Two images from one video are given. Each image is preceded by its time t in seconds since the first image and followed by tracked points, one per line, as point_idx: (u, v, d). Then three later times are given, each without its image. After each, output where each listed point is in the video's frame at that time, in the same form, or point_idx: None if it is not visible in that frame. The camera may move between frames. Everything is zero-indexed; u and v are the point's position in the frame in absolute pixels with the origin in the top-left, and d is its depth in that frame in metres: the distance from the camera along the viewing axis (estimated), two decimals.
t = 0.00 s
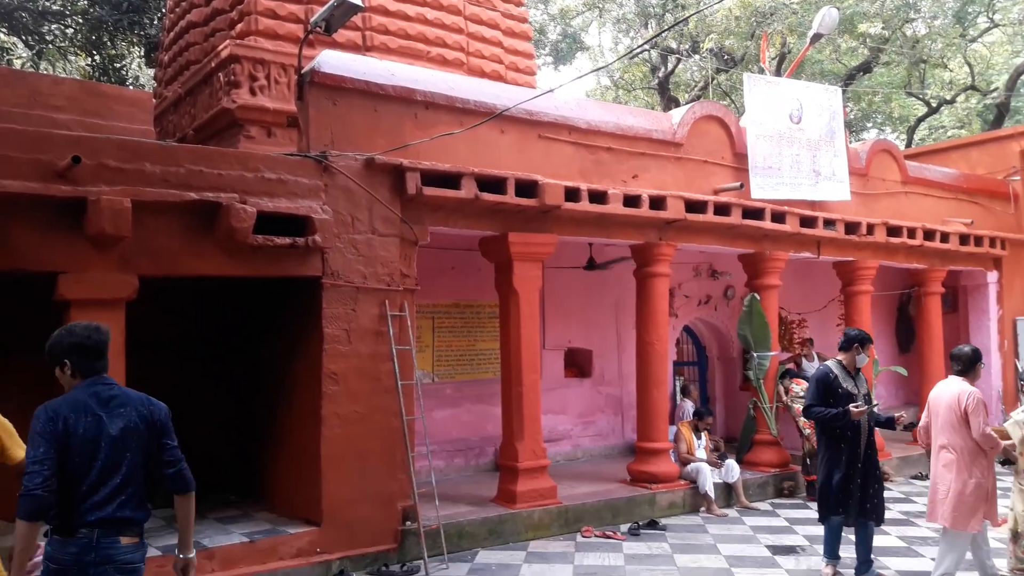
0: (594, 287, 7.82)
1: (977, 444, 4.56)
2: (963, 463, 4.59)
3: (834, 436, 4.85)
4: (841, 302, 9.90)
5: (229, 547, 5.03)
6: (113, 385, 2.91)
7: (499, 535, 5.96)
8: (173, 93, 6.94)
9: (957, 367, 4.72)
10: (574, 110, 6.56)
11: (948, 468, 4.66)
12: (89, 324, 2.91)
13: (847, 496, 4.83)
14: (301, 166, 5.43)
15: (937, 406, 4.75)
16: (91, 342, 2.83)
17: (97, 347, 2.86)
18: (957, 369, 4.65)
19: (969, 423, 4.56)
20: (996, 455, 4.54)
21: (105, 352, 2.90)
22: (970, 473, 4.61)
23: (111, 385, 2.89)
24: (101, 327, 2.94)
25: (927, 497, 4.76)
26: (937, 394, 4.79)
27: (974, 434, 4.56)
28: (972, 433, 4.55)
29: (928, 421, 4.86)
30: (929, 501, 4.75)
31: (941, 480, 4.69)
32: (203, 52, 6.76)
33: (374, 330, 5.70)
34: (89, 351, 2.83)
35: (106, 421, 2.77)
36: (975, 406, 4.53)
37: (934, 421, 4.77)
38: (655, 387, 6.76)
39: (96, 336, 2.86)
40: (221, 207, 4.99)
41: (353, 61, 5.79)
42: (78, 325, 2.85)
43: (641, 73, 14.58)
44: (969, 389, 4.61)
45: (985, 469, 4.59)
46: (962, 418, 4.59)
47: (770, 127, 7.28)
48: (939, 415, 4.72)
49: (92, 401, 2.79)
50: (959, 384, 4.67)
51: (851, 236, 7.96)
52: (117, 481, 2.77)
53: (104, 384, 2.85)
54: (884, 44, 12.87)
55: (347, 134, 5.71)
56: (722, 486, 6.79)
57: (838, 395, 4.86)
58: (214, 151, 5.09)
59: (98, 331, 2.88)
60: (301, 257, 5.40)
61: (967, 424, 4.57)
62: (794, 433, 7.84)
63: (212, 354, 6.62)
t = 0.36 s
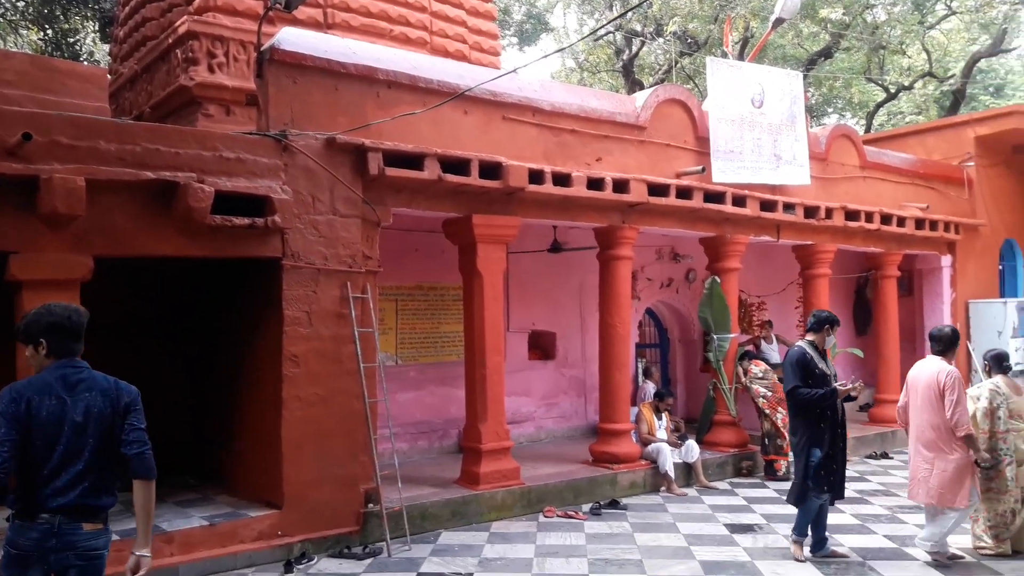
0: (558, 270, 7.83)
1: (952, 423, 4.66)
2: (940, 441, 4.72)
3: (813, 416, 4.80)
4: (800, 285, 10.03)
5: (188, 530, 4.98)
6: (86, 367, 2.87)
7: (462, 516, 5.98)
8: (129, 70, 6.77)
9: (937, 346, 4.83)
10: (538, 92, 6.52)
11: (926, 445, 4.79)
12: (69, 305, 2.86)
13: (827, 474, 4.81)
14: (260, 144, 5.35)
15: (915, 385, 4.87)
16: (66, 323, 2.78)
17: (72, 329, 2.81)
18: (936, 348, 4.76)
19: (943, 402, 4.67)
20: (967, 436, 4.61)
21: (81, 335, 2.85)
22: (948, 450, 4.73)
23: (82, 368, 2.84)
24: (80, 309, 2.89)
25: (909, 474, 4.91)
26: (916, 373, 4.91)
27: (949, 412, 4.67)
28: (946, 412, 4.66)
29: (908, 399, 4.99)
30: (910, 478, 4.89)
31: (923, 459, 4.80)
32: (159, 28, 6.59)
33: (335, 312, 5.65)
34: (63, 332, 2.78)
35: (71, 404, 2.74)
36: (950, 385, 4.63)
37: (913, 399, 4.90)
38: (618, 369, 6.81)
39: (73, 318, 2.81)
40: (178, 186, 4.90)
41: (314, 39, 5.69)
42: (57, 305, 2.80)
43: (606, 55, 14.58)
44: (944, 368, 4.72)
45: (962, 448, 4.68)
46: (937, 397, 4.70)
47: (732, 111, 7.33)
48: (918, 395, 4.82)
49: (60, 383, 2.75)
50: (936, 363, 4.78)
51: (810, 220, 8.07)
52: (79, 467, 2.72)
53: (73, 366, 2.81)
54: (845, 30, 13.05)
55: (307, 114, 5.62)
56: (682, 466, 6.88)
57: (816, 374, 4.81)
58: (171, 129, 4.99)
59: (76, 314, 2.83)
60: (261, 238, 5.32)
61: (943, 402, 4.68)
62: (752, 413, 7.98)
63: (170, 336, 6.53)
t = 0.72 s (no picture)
0: (512, 253, 7.82)
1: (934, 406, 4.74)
2: (922, 424, 4.78)
3: (782, 402, 4.79)
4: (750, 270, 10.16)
5: (133, 517, 4.88)
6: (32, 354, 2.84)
7: (415, 500, 5.95)
8: (71, 45, 6.56)
9: (913, 330, 4.87)
10: (493, 74, 6.46)
11: (907, 429, 4.84)
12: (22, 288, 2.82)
13: (795, 458, 4.84)
14: (207, 123, 5.21)
15: (894, 369, 4.92)
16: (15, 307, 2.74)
17: (22, 314, 2.77)
18: (912, 332, 4.86)
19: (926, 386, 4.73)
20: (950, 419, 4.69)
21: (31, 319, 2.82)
22: (931, 434, 4.78)
23: (26, 354, 2.81)
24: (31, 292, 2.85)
25: (886, 458, 4.95)
26: (893, 357, 4.95)
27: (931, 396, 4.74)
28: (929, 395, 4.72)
29: (882, 383, 5.04)
30: (889, 462, 4.93)
31: (906, 443, 4.84)
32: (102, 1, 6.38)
33: (284, 296, 5.56)
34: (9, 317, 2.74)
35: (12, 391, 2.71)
36: (933, 369, 4.70)
37: (891, 384, 4.94)
38: (572, 353, 6.84)
39: (23, 302, 2.77)
40: (121, 165, 4.75)
41: (263, 16, 5.55)
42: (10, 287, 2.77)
43: (562, 38, 14.56)
44: (926, 352, 4.79)
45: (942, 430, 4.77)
46: (920, 381, 4.76)
47: (686, 96, 7.36)
48: (899, 378, 4.87)
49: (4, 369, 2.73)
50: (916, 347, 4.84)
51: (761, 205, 8.17)
52: (19, 457, 2.70)
53: (16, 353, 2.78)
54: (797, 17, 13.23)
55: (257, 93, 5.48)
56: (634, 448, 6.95)
57: (782, 359, 4.84)
58: (114, 106, 4.84)
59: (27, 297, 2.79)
60: (208, 220, 5.21)
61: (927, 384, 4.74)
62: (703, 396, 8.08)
63: (115, 320, 6.36)
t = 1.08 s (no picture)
0: (457, 239, 7.82)
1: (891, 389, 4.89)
2: (880, 407, 4.89)
3: (735, 387, 4.76)
4: (689, 258, 10.43)
5: (66, 508, 4.77)
6: None
7: (358, 487, 5.93)
8: None
9: (861, 315, 5.03)
10: (436, 58, 6.42)
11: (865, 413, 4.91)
12: None
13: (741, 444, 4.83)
14: (142, 104, 5.07)
15: (850, 354, 4.97)
16: None
17: None
18: (860, 317, 4.99)
19: (886, 368, 4.87)
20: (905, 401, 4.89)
21: None
22: (884, 418, 4.90)
23: None
24: None
25: (842, 444, 4.95)
26: (846, 342, 5.02)
27: (888, 378, 4.89)
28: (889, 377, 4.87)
29: (832, 368, 5.08)
30: (846, 448, 4.94)
31: (859, 427, 4.90)
32: None
33: (223, 281, 5.47)
34: None
35: None
36: (893, 351, 4.86)
37: (845, 369, 4.98)
38: (516, 339, 6.88)
39: None
40: (51, 146, 4.59)
41: None
42: None
43: (507, 24, 14.56)
44: (880, 335, 4.94)
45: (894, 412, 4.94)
46: (878, 363, 4.88)
47: (628, 85, 7.43)
48: (853, 363, 4.93)
49: None
50: (870, 331, 4.98)
51: (701, 194, 8.32)
52: None
53: None
54: (738, 8, 13.47)
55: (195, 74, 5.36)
56: (576, 432, 7.04)
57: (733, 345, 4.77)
58: (43, 85, 4.66)
59: None
60: (144, 203, 5.08)
61: (882, 368, 4.87)
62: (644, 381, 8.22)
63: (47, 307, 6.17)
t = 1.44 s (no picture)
0: (392, 223, 7.75)
1: (826, 366, 5.05)
2: (816, 385, 5.05)
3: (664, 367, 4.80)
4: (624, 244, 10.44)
5: None
6: None
7: (290, 474, 5.86)
8: None
9: (793, 297, 5.22)
10: (369, 38, 6.32)
11: (802, 391, 5.06)
12: None
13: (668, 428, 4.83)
14: (60, 80, 4.86)
15: (784, 334, 5.12)
16: None
17: None
18: (793, 298, 5.19)
19: (820, 346, 5.02)
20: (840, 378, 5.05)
21: None
22: (821, 395, 5.05)
23: None
24: None
25: (782, 424, 5.10)
26: (780, 323, 5.16)
27: (823, 356, 5.04)
28: (823, 355, 5.03)
29: (768, 349, 5.22)
30: (786, 427, 5.08)
31: (799, 404, 5.06)
32: None
33: (147, 264, 5.31)
34: None
35: None
36: (825, 330, 5.02)
37: (782, 350, 5.13)
38: (452, 323, 6.87)
39: None
40: None
41: None
42: None
43: (443, 6, 14.46)
44: (815, 315, 5.10)
45: (830, 389, 5.09)
46: (813, 342, 5.03)
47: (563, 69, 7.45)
48: (789, 342, 5.08)
49: None
50: (802, 311, 5.14)
51: (634, 179, 8.42)
52: None
53: None
54: None
55: (116, 50, 5.15)
56: (512, 415, 7.09)
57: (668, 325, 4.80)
58: None
59: None
60: (62, 184, 4.89)
61: (817, 347, 5.02)
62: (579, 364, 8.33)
63: None
